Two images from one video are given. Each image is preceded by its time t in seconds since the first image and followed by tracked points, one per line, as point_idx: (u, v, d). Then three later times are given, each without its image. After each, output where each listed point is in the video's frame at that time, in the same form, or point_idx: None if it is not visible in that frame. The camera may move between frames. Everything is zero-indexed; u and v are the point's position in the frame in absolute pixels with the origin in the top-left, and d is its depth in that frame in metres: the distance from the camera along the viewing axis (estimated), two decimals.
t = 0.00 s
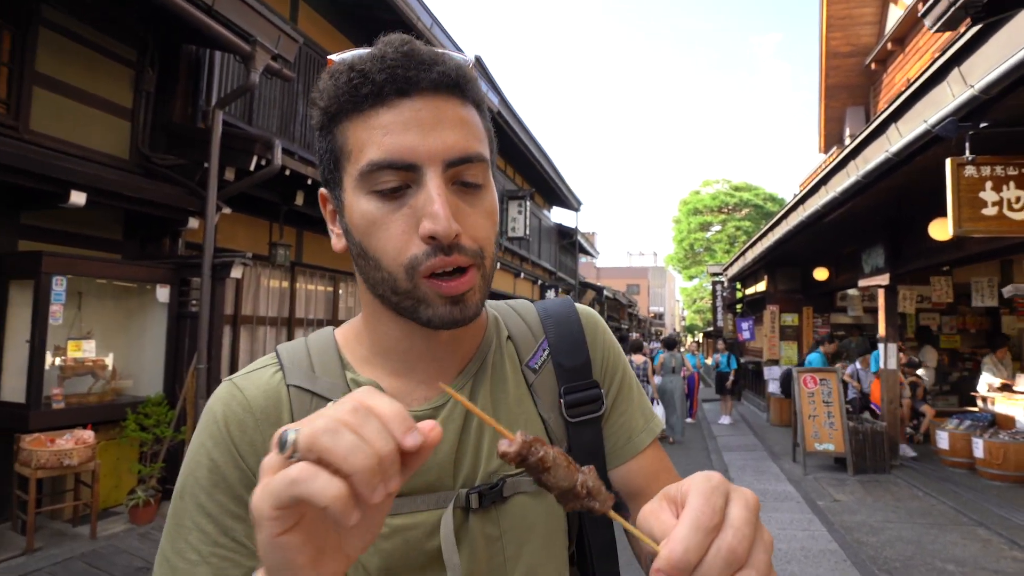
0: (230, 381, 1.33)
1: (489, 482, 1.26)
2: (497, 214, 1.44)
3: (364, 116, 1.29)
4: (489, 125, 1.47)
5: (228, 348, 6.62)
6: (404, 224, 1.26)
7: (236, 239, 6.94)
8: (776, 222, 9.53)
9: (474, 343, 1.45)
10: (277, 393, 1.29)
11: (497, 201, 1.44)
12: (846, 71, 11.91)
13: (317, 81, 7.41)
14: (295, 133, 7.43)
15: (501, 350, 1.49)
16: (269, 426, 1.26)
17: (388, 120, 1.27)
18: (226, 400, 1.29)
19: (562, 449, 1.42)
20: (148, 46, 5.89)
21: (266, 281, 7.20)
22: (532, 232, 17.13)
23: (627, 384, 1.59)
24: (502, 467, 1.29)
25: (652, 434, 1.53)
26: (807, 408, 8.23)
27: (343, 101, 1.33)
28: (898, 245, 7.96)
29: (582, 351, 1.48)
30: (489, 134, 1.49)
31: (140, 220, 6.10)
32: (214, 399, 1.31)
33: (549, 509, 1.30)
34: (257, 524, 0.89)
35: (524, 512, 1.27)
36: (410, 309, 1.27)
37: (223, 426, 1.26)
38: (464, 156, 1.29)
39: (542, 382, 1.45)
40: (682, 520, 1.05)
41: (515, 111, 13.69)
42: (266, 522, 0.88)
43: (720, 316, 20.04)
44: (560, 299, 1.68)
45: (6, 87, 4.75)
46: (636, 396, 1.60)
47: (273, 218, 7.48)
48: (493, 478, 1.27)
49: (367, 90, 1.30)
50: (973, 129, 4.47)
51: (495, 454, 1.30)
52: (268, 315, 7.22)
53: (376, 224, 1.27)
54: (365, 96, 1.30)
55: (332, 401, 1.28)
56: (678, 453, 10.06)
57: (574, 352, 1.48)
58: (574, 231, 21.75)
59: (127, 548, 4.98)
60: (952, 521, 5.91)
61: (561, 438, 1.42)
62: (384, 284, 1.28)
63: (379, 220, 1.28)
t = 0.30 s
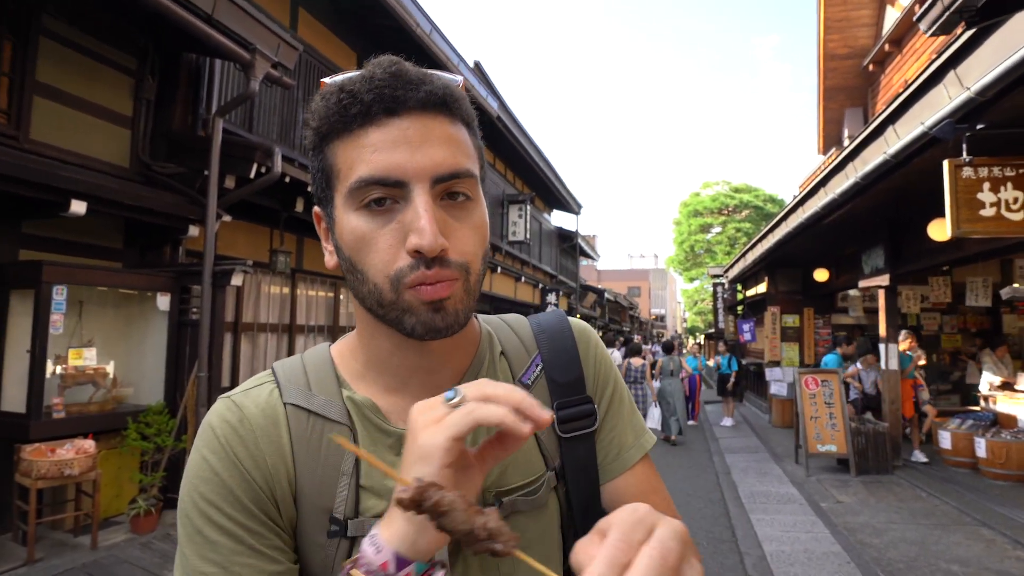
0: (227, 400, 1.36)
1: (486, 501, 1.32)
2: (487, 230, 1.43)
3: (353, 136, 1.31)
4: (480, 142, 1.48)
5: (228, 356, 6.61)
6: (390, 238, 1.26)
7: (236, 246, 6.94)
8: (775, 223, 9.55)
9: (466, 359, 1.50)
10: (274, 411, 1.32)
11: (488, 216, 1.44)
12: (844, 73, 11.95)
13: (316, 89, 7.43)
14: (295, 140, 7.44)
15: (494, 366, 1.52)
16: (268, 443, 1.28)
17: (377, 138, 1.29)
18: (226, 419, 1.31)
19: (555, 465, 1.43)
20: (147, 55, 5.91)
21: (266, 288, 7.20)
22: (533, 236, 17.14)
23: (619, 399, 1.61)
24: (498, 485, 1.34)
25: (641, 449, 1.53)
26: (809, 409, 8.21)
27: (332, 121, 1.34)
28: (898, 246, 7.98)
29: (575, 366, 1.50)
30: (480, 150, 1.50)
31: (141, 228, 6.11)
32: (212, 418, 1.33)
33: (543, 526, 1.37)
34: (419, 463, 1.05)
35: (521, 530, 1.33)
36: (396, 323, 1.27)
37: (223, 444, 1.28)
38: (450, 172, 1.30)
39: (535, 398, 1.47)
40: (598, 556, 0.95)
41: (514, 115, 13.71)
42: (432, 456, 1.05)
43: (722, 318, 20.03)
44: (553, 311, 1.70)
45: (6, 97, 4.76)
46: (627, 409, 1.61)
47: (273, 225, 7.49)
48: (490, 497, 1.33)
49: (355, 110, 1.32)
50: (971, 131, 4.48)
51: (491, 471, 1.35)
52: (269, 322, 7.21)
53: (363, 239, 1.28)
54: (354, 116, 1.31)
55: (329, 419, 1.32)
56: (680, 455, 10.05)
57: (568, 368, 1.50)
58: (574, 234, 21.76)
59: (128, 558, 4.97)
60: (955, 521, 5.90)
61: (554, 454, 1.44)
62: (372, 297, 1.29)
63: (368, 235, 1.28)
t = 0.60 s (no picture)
0: (234, 402, 1.38)
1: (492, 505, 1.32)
2: (493, 237, 1.44)
3: (359, 143, 1.32)
4: (486, 147, 1.48)
5: (232, 359, 6.62)
6: (396, 247, 1.28)
7: (240, 250, 6.97)
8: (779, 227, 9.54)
9: (473, 363, 1.50)
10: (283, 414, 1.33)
11: (493, 223, 1.44)
12: (848, 77, 11.94)
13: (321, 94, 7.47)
14: (299, 145, 7.48)
15: (498, 370, 1.54)
16: (278, 445, 1.30)
17: (383, 146, 1.30)
18: (236, 421, 1.32)
19: (557, 468, 1.45)
20: (153, 61, 5.96)
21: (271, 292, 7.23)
22: (537, 240, 17.15)
23: (620, 404, 1.60)
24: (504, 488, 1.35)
25: (641, 454, 1.54)
26: (813, 414, 8.17)
27: (339, 127, 1.35)
28: (903, 250, 7.96)
29: (578, 370, 1.50)
30: (486, 156, 1.50)
31: (146, 233, 6.14)
32: (221, 420, 1.34)
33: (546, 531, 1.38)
34: (499, 448, 1.10)
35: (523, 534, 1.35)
36: (401, 331, 1.29)
37: (234, 446, 1.29)
38: (455, 181, 1.30)
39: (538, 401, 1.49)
40: (532, 536, 1.03)
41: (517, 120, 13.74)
42: (517, 441, 1.09)
43: (726, 323, 19.97)
44: (556, 315, 1.71)
45: (14, 103, 4.81)
46: (629, 413, 1.61)
47: (277, 230, 7.53)
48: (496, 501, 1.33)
49: (361, 117, 1.32)
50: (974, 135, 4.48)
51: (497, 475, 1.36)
52: (273, 326, 7.23)
53: (370, 248, 1.30)
54: (360, 123, 1.32)
55: (337, 422, 1.33)
56: (684, 459, 10.02)
57: (572, 371, 1.49)
58: (578, 238, 21.76)
59: (133, 562, 4.97)
60: (961, 527, 5.86)
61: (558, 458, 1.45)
62: (377, 305, 1.31)
63: (374, 243, 1.30)
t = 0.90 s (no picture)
0: (239, 407, 1.38)
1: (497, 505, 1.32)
2: (503, 245, 1.45)
3: (371, 150, 1.33)
4: (497, 153, 1.49)
5: (238, 364, 6.65)
6: (407, 257, 1.29)
7: (246, 256, 7.01)
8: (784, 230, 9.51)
9: (481, 364, 1.50)
10: (286, 420, 1.35)
11: (504, 231, 1.45)
12: (853, 79, 11.92)
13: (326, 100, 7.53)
14: (304, 150, 7.52)
15: (508, 370, 1.54)
16: (279, 452, 1.31)
17: (395, 155, 1.30)
18: (236, 426, 1.33)
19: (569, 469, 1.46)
20: (159, 69, 6.01)
21: (276, 297, 7.26)
22: (541, 244, 17.13)
23: (633, 403, 1.64)
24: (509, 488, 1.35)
25: (660, 453, 1.59)
26: (820, 417, 8.10)
27: (350, 133, 1.36)
28: (909, 252, 7.92)
29: (587, 371, 1.53)
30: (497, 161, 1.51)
31: (152, 239, 6.19)
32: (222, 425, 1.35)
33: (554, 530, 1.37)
34: (482, 560, 0.92)
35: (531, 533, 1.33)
36: (411, 339, 1.30)
37: (233, 453, 1.30)
38: (469, 191, 1.31)
39: (548, 402, 1.50)
40: None
41: (521, 125, 13.79)
42: (504, 554, 0.92)
43: (731, 326, 19.91)
44: (566, 317, 1.74)
45: (22, 111, 4.85)
46: (642, 414, 1.64)
47: (282, 235, 7.56)
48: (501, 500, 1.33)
49: (373, 124, 1.33)
50: (980, 137, 4.46)
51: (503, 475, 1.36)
52: (278, 330, 7.26)
53: (381, 257, 1.31)
54: (372, 130, 1.32)
55: (340, 425, 1.35)
56: (690, 463, 9.98)
57: (581, 374, 1.53)
58: (583, 242, 21.75)
59: (140, 566, 5.00)
60: (971, 531, 5.82)
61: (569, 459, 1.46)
62: (389, 314, 1.32)
63: (385, 252, 1.31)
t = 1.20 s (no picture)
0: (236, 407, 1.38)
1: (497, 505, 1.33)
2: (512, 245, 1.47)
3: (385, 146, 1.33)
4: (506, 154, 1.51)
5: (236, 365, 6.64)
6: (422, 254, 1.29)
7: (245, 257, 7.01)
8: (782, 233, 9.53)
9: (484, 366, 1.51)
10: (286, 421, 1.35)
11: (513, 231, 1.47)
12: (851, 82, 11.96)
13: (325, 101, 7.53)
14: (304, 152, 7.53)
15: (511, 371, 1.55)
16: (279, 454, 1.32)
17: (410, 151, 1.31)
18: (234, 427, 1.34)
19: (570, 470, 1.46)
20: (159, 70, 6.02)
21: (274, 298, 7.26)
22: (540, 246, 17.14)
23: (637, 405, 1.66)
24: (510, 489, 1.35)
25: (659, 456, 1.61)
26: (818, 419, 8.11)
27: (363, 129, 1.36)
28: (907, 254, 7.93)
29: (591, 374, 1.55)
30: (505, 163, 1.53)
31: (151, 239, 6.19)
32: (220, 426, 1.35)
33: (555, 532, 1.37)
34: None
35: (530, 534, 1.33)
36: (424, 339, 1.29)
37: (229, 455, 1.31)
38: (484, 188, 1.33)
39: (551, 404, 1.52)
40: None
41: (520, 127, 13.81)
42: None
43: (729, 328, 19.94)
44: (568, 319, 1.75)
45: (22, 112, 4.86)
46: (643, 417, 1.66)
47: (281, 236, 7.57)
48: (501, 501, 1.34)
49: (389, 119, 1.33)
50: (976, 139, 4.48)
51: (505, 477, 1.36)
52: (277, 331, 7.26)
53: (395, 254, 1.30)
54: (387, 125, 1.33)
55: (340, 426, 1.35)
56: (688, 466, 9.99)
57: (585, 376, 1.55)
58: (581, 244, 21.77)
59: (137, 567, 4.99)
60: (968, 533, 5.83)
61: (571, 461, 1.47)
62: (401, 313, 1.31)
63: (398, 249, 1.31)
